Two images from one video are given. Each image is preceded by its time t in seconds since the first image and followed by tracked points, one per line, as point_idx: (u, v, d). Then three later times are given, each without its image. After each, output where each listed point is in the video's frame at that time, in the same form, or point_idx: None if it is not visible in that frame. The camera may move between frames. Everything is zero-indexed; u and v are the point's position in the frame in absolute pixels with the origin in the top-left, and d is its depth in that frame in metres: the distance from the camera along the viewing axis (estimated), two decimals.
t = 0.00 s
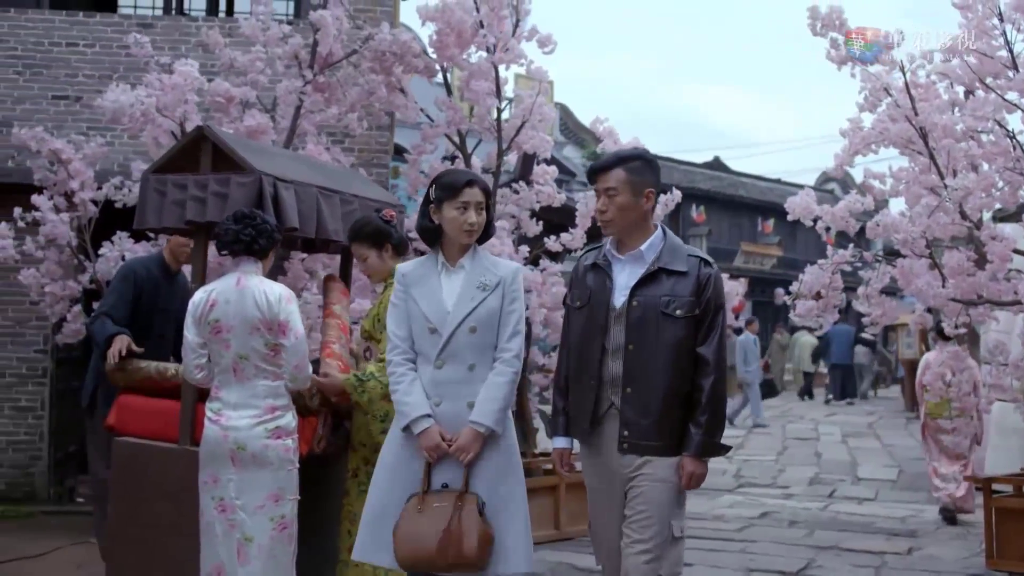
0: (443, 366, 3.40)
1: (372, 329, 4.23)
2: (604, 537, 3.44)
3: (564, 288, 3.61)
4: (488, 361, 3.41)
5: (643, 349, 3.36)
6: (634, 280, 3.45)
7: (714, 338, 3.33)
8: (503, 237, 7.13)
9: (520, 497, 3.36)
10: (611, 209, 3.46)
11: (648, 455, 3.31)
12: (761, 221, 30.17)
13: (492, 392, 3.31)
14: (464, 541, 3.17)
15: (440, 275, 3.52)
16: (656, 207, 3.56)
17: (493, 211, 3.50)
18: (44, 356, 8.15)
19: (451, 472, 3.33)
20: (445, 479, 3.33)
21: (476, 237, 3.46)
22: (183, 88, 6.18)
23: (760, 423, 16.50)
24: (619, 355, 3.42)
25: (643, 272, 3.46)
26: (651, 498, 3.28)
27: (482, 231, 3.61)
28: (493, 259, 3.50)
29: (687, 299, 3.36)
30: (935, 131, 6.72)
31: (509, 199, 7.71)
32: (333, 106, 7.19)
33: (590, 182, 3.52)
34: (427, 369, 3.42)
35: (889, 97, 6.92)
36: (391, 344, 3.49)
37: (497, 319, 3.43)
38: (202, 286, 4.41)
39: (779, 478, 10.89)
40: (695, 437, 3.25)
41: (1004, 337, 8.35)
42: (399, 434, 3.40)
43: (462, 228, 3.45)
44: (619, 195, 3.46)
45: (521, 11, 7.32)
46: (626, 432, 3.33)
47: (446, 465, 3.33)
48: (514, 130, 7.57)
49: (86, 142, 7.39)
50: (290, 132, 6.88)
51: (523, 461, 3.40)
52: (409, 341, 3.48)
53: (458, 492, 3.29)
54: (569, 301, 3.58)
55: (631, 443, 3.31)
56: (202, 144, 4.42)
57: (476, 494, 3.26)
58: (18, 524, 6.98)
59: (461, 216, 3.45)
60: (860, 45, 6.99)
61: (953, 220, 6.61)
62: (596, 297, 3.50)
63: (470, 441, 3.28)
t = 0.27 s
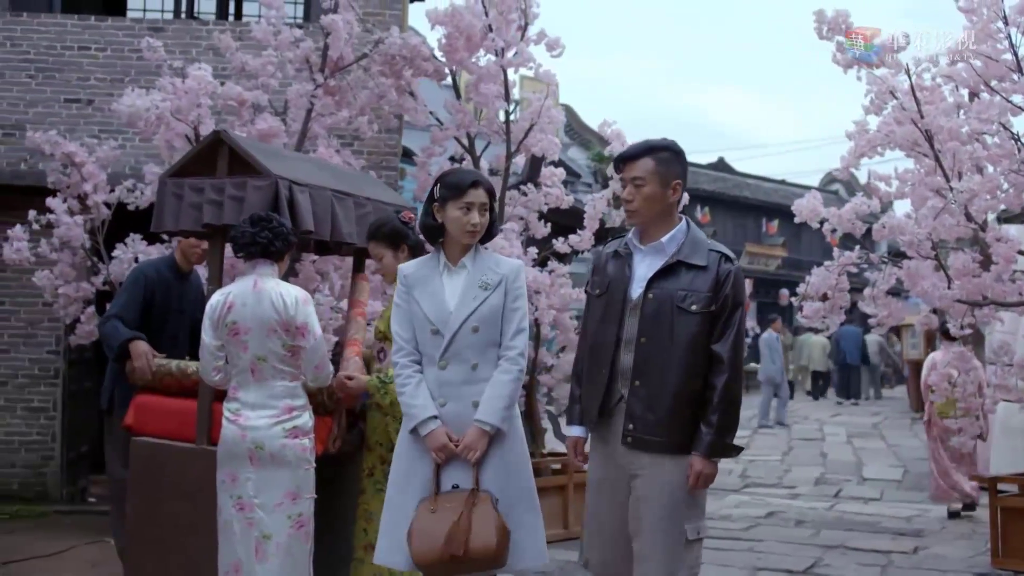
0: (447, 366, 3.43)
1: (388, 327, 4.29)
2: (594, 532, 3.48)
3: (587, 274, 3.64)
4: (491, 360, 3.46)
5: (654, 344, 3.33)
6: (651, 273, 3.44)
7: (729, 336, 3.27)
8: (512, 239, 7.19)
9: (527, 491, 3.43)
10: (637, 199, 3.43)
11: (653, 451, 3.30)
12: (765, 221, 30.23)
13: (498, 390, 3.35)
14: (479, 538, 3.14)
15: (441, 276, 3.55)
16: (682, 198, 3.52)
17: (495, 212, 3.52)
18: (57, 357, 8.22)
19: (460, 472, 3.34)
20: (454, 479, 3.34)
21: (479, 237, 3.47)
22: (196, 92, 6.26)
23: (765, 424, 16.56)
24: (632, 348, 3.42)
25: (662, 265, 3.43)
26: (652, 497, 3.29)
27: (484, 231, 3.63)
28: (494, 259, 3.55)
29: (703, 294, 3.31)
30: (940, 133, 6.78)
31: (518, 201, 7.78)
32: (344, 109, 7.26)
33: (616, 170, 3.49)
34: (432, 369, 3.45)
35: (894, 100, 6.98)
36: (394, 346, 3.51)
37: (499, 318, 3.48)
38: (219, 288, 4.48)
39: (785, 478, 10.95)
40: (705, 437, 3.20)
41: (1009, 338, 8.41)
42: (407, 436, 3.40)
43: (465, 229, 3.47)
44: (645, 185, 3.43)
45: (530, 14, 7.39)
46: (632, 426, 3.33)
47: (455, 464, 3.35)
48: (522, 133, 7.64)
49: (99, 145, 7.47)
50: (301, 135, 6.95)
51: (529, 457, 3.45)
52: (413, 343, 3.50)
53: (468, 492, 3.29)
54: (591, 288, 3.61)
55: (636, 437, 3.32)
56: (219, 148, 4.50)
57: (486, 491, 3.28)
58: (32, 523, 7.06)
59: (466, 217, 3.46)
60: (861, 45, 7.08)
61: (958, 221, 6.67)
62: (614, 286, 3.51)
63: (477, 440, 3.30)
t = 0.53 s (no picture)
0: (445, 370, 3.49)
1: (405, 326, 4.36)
2: (596, 531, 3.50)
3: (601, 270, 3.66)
4: (492, 363, 3.49)
5: (671, 342, 3.36)
6: (667, 271, 3.47)
7: (747, 335, 3.31)
8: (520, 240, 7.25)
9: (521, 496, 3.44)
10: (648, 198, 3.46)
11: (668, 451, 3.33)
12: (769, 223, 30.26)
13: (496, 394, 3.37)
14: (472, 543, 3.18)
15: (445, 279, 3.61)
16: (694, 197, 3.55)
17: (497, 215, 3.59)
18: (67, 358, 8.29)
19: (457, 475, 3.39)
20: (453, 483, 3.40)
21: (480, 240, 3.54)
22: (208, 96, 6.32)
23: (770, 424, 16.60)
24: (648, 346, 3.44)
25: (679, 263, 3.47)
26: (665, 497, 3.34)
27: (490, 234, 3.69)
28: (499, 262, 3.58)
29: (720, 293, 3.34)
30: (945, 136, 6.83)
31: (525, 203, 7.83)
32: (352, 112, 7.32)
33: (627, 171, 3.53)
34: (433, 372, 3.50)
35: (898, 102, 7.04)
36: (400, 350, 3.58)
37: (501, 321, 3.50)
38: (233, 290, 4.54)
39: (790, 479, 10.99)
40: (723, 437, 3.22)
41: (1013, 340, 8.46)
42: (407, 439, 3.48)
43: (466, 232, 3.53)
44: (655, 184, 3.46)
45: (537, 18, 7.45)
46: (648, 425, 3.34)
47: (453, 468, 3.40)
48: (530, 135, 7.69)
49: (110, 148, 7.53)
50: (311, 138, 7.01)
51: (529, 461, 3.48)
52: (419, 347, 3.58)
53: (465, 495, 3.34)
54: (604, 285, 3.63)
55: (653, 436, 3.33)
56: (232, 152, 4.55)
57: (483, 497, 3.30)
58: (44, 522, 7.11)
59: (466, 220, 3.53)
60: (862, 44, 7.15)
61: (963, 223, 6.72)
62: (630, 283, 3.53)
63: (473, 445, 3.33)
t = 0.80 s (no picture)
0: (439, 368, 3.47)
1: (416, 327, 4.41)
2: (609, 534, 3.35)
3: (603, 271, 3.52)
4: (486, 363, 3.46)
5: (683, 346, 3.26)
6: (678, 274, 3.35)
7: (758, 340, 3.21)
8: (528, 243, 7.30)
9: (521, 505, 3.40)
10: (666, 198, 3.36)
11: (680, 453, 3.21)
12: (773, 224, 30.32)
13: (486, 394, 3.34)
14: (451, 551, 3.18)
15: (447, 278, 3.60)
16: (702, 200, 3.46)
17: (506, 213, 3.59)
18: (78, 360, 8.36)
19: (448, 475, 3.38)
20: (443, 482, 3.39)
21: (489, 237, 3.53)
22: (220, 100, 6.38)
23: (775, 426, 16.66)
24: (659, 349, 3.32)
25: (688, 266, 3.36)
26: (679, 500, 3.23)
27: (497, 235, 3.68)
28: (501, 262, 3.56)
29: (731, 297, 3.24)
30: (949, 139, 6.88)
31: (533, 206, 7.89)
32: (362, 115, 7.39)
33: (639, 170, 3.42)
34: (429, 371, 3.50)
35: (903, 105, 7.09)
36: (400, 349, 3.59)
37: (497, 321, 3.47)
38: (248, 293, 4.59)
39: (795, 479, 11.05)
40: (738, 443, 3.14)
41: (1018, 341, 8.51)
42: (402, 438, 3.48)
43: (475, 228, 3.53)
44: (672, 183, 3.36)
45: (545, 22, 7.50)
46: (659, 429, 3.22)
47: (443, 467, 3.39)
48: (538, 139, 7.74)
49: (121, 151, 7.60)
50: (321, 141, 7.08)
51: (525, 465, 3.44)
52: (418, 345, 3.57)
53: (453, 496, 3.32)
54: (609, 286, 3.49)
55: (663, 440, 3.21)
56: (247, 157, 4.61)
57: (469, 499, 3.28)
58: (55, 523, 7.17)
59: (475, 217, 3.53)
60: (861, 46, 7.19)
61: (968, 226, 6.77)
62: (637, 285, 3.40)
63: (461, 445, 3.31)
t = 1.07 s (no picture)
0: (444, 368, 3.54)
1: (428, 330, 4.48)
2: (618, 543, 3.35)
3: (596, 280, 3.53)
4: (491, 364, 3.51)
5: (685, 348, 3.28)
6: (677, 277, 3.37)
7: (757, 339, 3.23)
8: (536, 245, 7.37)
9: (526, 507, 3.43)
10: (663, 204, 3.37)
11: (688, 455, 3.23)
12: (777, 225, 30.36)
13: (489, 395, 3.40)
14: (453, 553, 3.22)
15: (456, 277, 3.66)
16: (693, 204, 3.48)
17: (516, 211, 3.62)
18: (89, 361, 8.42)
19: (451, 475, 3.45)
20: (446, 482, 3.46)
21: (498, 235, 3.56)
22: (231, 104, 6.44)
23: (780, 427, 16.71)
24: (660, 353, 3.33)
25: (685, 268, 3.38)
26: (688, 503, 3.24)
27: (507, 234, 3.70)
28: (509, 262, 3.61)
29: (730, 296, 3.26)
30: (954, 142, 6.94)
31: (540, 208, 7.95)
32: (371, 119, 7.45)
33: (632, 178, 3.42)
34: (434, 371, 3.57)
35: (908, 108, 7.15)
36: (408, 348, 3.66)
37: (503, 322, 3.53)
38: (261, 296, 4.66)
39: (800, 480, 11.10)
40: (739, 438, 3.19)
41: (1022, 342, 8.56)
42: (408, 438, 3.55)
43: (484, 226, 3.56)
44: (669, 189, 3.38)
45: (552, 26, 7.56)
46: (666, 430, 3.24)
47: (446, 468, 3.45)
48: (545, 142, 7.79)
49: (132, 155, 7.67)
50: (331, 145, 7.15)
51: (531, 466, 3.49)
52: (426, 344, 3.63)
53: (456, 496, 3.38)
54: (604, 294, 3.50)
55: (670, 441, 3.23)
56: (261, 161, 4.68)
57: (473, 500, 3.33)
58: (67, 523, 7.24)
59: (484, 214, 3.56)
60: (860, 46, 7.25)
61: (972, 228, 6.83)
62: (634, 291, 3.41)
63: (463, 446, 3.37)
